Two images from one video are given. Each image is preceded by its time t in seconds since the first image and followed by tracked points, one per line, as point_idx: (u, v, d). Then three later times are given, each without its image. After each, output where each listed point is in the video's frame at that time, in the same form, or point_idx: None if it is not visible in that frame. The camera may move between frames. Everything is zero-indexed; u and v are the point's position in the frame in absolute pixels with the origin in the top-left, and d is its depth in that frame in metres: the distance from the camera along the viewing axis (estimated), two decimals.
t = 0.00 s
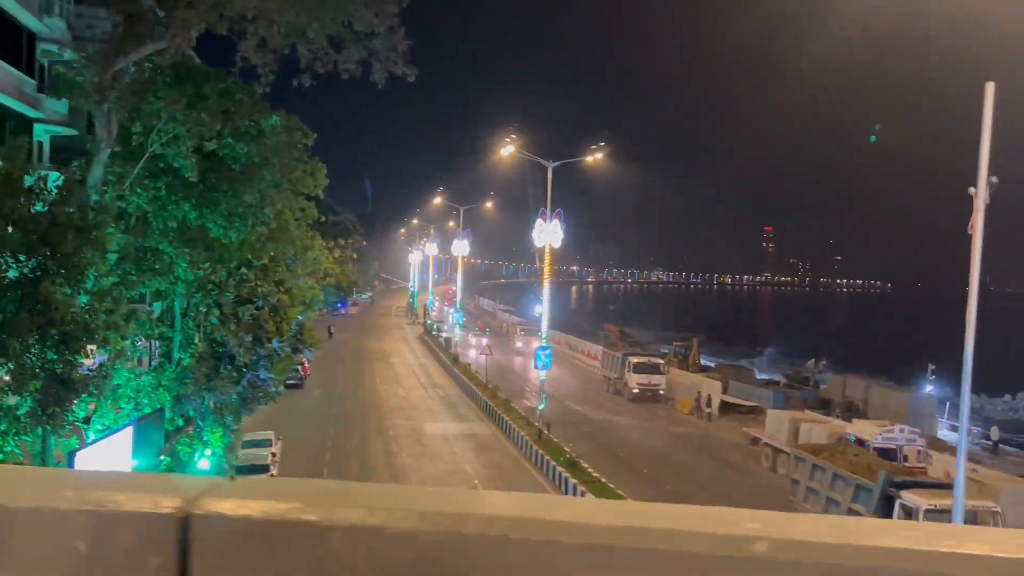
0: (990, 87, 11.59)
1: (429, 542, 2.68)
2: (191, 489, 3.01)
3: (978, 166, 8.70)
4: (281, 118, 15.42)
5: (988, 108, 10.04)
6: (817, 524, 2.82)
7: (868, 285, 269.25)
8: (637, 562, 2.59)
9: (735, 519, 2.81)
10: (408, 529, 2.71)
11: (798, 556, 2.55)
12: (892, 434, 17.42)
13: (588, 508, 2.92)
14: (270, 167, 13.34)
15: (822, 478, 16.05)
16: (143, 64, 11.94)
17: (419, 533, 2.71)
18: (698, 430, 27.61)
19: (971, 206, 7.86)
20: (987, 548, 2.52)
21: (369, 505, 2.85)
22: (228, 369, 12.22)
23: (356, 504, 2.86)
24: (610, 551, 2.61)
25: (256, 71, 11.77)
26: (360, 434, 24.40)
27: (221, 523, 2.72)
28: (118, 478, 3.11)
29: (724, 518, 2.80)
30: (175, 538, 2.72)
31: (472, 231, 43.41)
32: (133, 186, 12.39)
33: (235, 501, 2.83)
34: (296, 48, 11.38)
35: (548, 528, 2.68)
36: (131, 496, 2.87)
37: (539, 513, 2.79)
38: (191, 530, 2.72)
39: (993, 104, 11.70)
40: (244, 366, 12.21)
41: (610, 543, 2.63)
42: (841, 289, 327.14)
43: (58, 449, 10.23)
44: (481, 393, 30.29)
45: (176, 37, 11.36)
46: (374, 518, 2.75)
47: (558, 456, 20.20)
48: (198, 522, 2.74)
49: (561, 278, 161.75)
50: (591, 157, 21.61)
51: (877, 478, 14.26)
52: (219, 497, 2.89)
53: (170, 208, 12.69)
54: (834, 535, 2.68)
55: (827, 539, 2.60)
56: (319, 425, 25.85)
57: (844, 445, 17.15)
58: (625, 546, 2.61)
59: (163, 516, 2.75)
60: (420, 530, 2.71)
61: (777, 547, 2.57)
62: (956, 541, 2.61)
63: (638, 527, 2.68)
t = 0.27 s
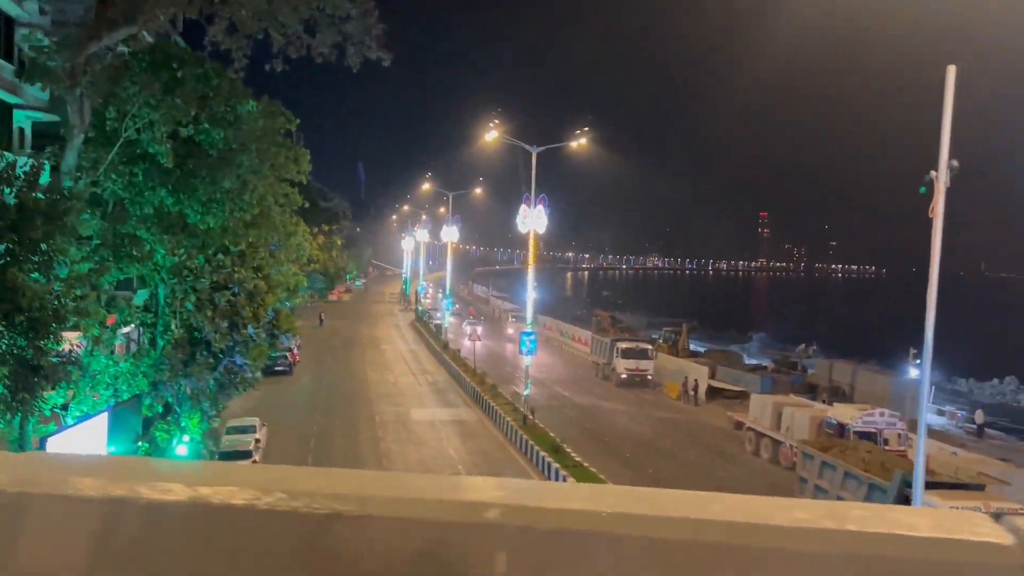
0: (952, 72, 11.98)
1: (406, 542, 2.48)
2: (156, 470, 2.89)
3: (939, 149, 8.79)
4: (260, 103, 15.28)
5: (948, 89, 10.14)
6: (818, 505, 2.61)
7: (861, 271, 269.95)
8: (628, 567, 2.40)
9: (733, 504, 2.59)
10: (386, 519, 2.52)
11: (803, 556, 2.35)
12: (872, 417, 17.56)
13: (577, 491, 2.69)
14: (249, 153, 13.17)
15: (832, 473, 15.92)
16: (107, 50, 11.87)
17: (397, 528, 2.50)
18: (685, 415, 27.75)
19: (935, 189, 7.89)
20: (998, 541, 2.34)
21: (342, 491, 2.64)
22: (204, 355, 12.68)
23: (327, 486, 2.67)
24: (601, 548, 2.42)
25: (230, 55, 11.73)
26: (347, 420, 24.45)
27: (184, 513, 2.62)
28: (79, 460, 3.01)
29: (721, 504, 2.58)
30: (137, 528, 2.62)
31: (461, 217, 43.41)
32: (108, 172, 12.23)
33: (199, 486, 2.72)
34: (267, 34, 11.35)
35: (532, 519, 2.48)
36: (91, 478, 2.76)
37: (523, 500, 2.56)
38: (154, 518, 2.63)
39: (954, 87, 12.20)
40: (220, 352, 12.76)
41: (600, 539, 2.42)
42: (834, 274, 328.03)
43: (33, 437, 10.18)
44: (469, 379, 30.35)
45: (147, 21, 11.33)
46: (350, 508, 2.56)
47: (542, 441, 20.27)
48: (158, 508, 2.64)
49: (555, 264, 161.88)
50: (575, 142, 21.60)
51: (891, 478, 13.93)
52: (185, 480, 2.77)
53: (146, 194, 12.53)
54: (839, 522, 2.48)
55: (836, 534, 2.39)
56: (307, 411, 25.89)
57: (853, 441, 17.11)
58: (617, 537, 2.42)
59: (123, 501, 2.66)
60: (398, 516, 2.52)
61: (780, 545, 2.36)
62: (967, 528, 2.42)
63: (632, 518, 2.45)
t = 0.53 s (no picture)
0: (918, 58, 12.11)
1: (396, 539, 2.52)
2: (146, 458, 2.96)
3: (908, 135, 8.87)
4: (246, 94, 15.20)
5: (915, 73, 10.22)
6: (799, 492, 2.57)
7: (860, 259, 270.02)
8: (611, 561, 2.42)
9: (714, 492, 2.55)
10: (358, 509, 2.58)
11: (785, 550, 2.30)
12: (858, 405, 17.66)
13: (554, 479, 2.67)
14: (233, 142, 13.07)
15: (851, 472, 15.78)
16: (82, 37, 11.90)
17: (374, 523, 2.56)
18: (676, 403, 27.86)
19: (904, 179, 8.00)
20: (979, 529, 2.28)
21: (337, 485, 2.65)
22: (186, 345, 12.65)
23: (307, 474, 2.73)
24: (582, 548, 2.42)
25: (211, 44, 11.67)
26: (339, 410, 24.51)
27: (166, 502, 2.69)
28: (74, 449, 3.08)
29: (702, 490, 2.54)
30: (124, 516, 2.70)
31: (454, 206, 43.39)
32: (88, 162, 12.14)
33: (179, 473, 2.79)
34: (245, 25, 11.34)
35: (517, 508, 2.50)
36: (81, 467, 2.83)
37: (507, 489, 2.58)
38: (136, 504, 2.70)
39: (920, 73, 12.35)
40: (203, 342, 12.70)
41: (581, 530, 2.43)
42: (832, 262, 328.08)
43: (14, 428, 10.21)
44: (462, 368, 30.44)
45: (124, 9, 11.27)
46: (337, 498, 2.60)
47: (531, 429, 20.35)
48: (149, 497, 2.71)
49: (553, 253, 161.89)
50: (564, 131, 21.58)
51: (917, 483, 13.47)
52: (188, 469, 2.84)
53: (127, 183, 12.37)
54: (818, 503, 2.44)
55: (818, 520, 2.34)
56: (299, 401, 25.99)
57: (868, 441, 17.10)
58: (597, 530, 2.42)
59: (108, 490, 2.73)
60: (387, 505, 2.56)
61: (761, 537, 2.33)
62: (947, 517, 2.37)
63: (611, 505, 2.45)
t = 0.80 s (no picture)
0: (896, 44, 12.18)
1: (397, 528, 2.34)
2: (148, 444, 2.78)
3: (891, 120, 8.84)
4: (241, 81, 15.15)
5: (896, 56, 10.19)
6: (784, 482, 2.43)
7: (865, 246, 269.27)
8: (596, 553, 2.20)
9: (692, 478, 2.41)
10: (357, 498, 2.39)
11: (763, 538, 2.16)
12: (855, 392, 17.58)
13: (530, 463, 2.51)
14: (226, 131, 13.06)
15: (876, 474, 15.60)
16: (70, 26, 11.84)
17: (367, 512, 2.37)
18: (675, 391, 27.86)
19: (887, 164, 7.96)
20: (961, 517, 2.15)
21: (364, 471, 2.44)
22: (178, 334, 12.74)
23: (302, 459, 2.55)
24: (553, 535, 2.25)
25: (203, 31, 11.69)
26: (338, 398, 24.58)
27: (163, 491, 2.51)
28: (65, 434, 2.89)
29: (686, 478, 2.39)
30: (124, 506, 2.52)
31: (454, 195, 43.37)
32: (80, 152, 12.13)
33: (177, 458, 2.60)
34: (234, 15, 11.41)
35: (492, 494, 2.30)
36: (76, 454, 2.65)
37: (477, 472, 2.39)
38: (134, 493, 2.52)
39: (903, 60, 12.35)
40: (195, 330, 12.89)
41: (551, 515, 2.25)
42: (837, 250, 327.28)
43: (7, 417, 10.36)
44: (461, 356, 30.48)
45: None
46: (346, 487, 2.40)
47: (528, 417, 20.37)
48: (164, 488, 2.51)
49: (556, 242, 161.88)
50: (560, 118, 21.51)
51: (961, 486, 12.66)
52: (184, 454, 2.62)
53: (119, 173, 12.32)
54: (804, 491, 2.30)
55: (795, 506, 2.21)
56: (298, 389, 26.05)
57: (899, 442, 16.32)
58: (567, 513, 2.24)
59: (101, 477, 2.55)
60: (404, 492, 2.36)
61: (740, 523, 2.18)
62: (933, 504, 2.23)
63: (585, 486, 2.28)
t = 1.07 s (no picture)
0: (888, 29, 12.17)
1: (439, 518, 2.13)
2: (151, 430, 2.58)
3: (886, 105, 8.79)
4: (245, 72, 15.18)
5: (889, 40, 10.14)
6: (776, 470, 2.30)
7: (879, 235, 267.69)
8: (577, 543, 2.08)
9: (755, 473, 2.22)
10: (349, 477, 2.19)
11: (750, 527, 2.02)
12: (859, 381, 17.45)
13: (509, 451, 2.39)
14: (229, 122, 13.19)
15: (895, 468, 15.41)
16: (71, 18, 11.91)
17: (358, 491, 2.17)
18: (683, 379, 27.87)
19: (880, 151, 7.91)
20: (957, 503, 2.01)
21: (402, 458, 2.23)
22: (182, 324, 12.93)
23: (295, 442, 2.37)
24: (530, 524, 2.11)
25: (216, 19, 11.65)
26: (346, 387, 24.68)
27: (152, 472, 2.32)
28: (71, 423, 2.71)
29: (673, 465, 2.25)
30: (113, 492, 2.33)
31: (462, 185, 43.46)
32: (82, 143, 12.23)
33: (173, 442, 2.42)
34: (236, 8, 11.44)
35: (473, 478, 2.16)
36: (71, 438, 2.47)
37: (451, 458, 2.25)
38: (120, 476, 2.33)
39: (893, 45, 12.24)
40: (197, 320, 12.93)
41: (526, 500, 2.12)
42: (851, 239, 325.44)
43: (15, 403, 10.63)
44: (469, 345, 30.59)
45: None
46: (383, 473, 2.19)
47: (533, 406, 20.39)
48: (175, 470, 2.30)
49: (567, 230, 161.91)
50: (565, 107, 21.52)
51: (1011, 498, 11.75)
52: (200, 442, 2.42)
53: (122, 164, 12.46)
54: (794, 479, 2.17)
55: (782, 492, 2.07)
56: (306, 378, 26.23)
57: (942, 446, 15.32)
58: (542, 500, 2.11)
59: (113, 464, 2.34)
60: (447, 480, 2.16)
61: (723, 511, 2.04)
62: (929, 492, 2.09)
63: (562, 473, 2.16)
